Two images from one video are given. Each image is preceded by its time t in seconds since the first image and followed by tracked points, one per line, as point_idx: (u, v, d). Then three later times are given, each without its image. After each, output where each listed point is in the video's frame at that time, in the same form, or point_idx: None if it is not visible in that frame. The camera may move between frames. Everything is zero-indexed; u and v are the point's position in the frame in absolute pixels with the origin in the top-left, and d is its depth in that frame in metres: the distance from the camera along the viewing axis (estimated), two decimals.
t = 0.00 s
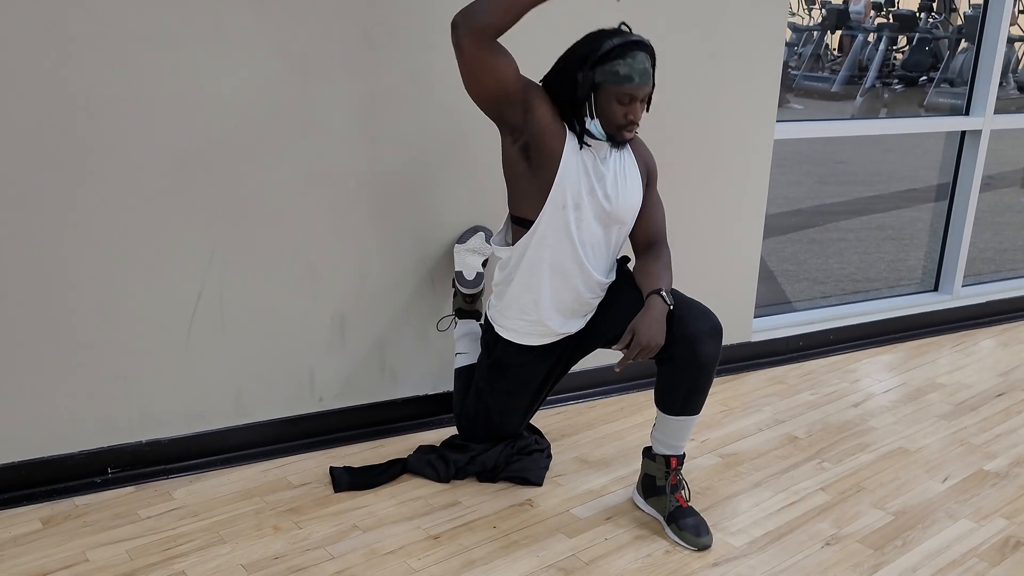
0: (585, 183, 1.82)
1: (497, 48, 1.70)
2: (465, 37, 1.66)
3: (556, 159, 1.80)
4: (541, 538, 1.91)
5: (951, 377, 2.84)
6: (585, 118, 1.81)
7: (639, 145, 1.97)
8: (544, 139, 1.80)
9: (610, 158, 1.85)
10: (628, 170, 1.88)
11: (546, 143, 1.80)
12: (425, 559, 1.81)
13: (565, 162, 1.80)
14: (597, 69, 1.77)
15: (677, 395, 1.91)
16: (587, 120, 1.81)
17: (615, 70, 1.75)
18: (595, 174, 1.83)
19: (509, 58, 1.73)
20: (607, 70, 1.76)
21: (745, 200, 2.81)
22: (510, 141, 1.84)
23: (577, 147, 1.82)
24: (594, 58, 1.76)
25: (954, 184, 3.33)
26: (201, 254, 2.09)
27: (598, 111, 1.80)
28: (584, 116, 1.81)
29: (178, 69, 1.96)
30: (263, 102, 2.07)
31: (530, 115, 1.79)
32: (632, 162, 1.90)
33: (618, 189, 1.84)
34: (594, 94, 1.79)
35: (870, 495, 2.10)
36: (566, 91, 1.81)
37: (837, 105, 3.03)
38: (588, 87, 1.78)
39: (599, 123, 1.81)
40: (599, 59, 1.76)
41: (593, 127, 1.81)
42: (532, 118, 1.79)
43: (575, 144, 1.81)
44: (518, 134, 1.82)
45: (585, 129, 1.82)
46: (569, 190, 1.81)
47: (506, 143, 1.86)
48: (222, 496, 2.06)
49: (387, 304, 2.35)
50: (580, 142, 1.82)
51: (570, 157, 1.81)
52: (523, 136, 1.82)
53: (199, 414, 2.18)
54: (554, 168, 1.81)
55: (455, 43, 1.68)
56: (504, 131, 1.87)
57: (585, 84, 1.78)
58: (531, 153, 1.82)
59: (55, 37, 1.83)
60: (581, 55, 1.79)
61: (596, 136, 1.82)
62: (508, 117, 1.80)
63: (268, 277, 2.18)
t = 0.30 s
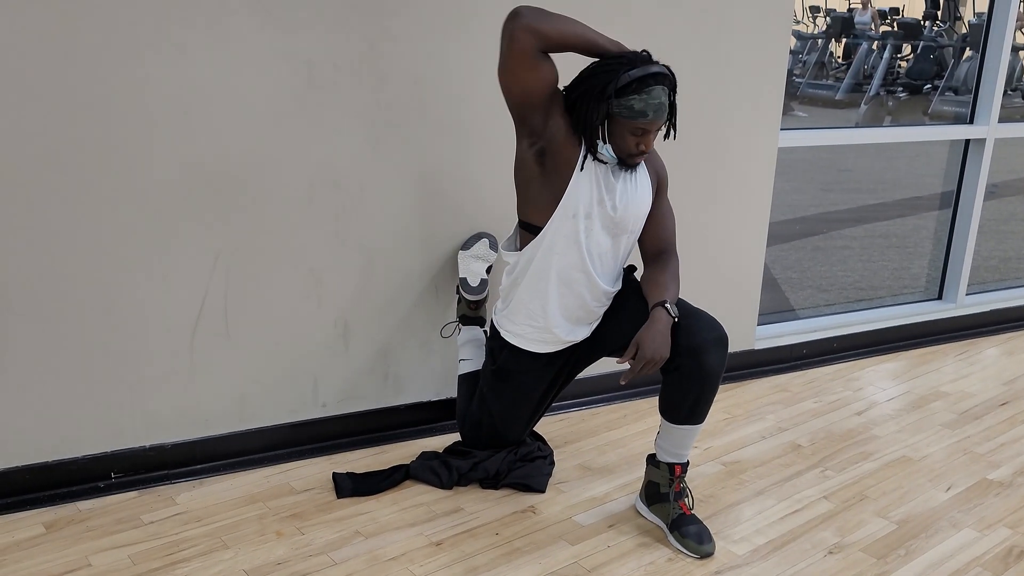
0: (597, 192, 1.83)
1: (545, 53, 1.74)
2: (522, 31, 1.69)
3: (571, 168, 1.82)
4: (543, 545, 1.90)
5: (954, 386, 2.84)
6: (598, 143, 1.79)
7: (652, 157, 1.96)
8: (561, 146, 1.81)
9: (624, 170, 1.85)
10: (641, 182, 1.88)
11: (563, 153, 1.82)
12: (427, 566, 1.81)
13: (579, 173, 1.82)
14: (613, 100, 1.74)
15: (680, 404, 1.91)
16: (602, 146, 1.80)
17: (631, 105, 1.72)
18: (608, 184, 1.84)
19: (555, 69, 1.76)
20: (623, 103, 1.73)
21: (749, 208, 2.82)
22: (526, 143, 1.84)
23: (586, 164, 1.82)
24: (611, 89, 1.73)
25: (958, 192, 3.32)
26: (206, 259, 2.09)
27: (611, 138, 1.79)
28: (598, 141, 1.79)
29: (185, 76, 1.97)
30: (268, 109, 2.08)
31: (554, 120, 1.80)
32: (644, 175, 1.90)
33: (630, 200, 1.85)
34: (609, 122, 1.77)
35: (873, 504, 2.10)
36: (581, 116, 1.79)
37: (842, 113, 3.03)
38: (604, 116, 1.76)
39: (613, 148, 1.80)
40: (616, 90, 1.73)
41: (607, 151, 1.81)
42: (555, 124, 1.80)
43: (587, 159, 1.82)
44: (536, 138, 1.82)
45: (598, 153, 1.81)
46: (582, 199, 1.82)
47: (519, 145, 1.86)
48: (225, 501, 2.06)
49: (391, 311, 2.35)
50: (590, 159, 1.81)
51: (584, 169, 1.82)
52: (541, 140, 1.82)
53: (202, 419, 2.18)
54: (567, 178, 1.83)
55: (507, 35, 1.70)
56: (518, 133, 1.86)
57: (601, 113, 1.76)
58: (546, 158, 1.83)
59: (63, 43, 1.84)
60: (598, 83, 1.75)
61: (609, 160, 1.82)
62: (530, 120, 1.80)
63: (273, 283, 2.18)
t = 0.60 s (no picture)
0: (606, 197, 1.84)
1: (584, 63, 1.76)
2: (576, 39, 1.69)
3: (587, 172, 1.82)
4: (544, 548, 1.90)
5: (956, 391, 2.84)
6: (603, 135, 1.82)
7: (657, 163, 1.97)
8: (579, 151, 1.82)
9: (631, 176, 1.87)
10: (648, 189, 1.89)
11: (578, 158, 1.82)
12: (427, 568, 1.81)
13: (591, 179, 1.82)
14: (619, 86, 1.76)
15: (681, 408, 1.90)
16: (607, 137, 1.82)
17: (637, 89, 1.74)
18: (616, 190, 1.85)
19: (588, 79, 1.79)
20: (629, 88, 1.75)
21: (752, 211, 2.82)
22: (541, 145, 1.84)
23: (602, 164, 1.84)
24: (617, 76, 1.75)
25: (961, 195, 3.30)
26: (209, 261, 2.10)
27: (617, 130, 1.81)
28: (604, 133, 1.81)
29: (188, 78, 1.97)
30: (270, 111, 2.08)
31: (576, 127, 1.82)
32: (651, 181, 1.91)
33: (637, 206, 1.86)
34: (615, 111, 1.79)
35: (874, 509, 2.10)
36: (590, 107, 1.81)
37: (844, 117, 3.04)
38: (611, 103, 1.78)
39: (618, 139, 1.81)
40: (622, 76, 1.75)
41: (611, 143, 1.82)
42: (576, 131, 1.82)
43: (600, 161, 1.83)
44: (553, 140, 1.83)
45: (603, 144, 1.83)
46: (591, 203, 1.83)
47: (534, 148, 1.86)
48: (225, 503, 2.06)
49: (394, 313, 2.35)
50: (605, 161, 1.84)
51: (595, 174, 1.82)
52: (560, 145, 1.83)
53: (204, 421, 2.18)
54: (578, 183, 1.83)
55: (558, 40, 1.69)
56: (533, 136, 1.86)
57: (607, 100, 1.78)
58: (562, 163, 1.84)
59: (67, 45, 1.85)
60: (604, 72, 1.78)
61: (614, 152, 1.82)
62: (553, 123, 1.81)
63: (275, 285, 2.19)
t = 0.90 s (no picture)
0: (609, 197, 1.84)
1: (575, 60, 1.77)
2: (567, 34, 1.72)
3: (588, 168, 1.82)
4: (547, 549, 1.90)
5: (961, 392, 2.83)
6: (602, 127, 1.81)
7: (657, 159, 1.97)
8: (579, 149, 1.82)
9: (631, 175, 1.87)
10: (649, 187, 1.89)
11: (579, 156, 1.82)
12: (431, 569, 1.81)
13: (592, 177, 1.82)
14: (611, 74, 1.77)
15: (688, 408, 1.90)
16: (606, 129, 1.82)
17: (628, 73, 1.76)
18: (618, 189, 1.85)
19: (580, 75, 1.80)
20: (621, 74, 1.76)
21: (756, 212, 2.81)
22: (541, 146, 1.84)
23: (602, 160, 1.83)
24: (607, 65, 1.77)
25: (966, 195, 3.31)
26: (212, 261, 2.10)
27: (615, 119, 1.80)
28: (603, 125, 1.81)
29: (192, 78, 1.98)
30: (274, 111, 2.08)
31: (573, 124, 1.82)
32: (651, 179, 1.91)
33: (639, 205, 1.87)
34: (610, 101, 1.79)
35: (879, 510, 2.09)
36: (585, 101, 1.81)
37: (848, 118, 3.03)
38: (605, 94, 1.79)
39: (617, 129, 1.81)
40: (611, 65, 1.77)
41: (611, 134, 1.82)
42: (573, 128, 1.82)
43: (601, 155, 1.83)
44: (553, 140, 1.82)
45: (603, 137, 1.82)
46: (594, 203, 1.83)
47: (534, 149, 1.85)
48: (229, 503, 2.06)
49: (397, 313, 2.36)
50: (605, 157, 1.83)
51: (596, 172, 1.83)
52: (559, 143, 1.82)
53: (207, 420, 2.18)
54: (580, 181, 1.83)
55: (550, 36, 1.71)
56: (532, 138, 1.85)
57: (601, 91, 1.78)
58: (563, 162, 1.83)
59: (73, 45, 1.85)
60: (593, 65, 1.79)
61: (616, 143, 1.82)
62: (551, 122, 1.80)
63: (279, 285, 2.19)
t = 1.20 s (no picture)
0: (615, 197, 1.83)
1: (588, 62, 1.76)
2: (582, 37, 1.70)
3: (595, 171, 1.82)
4: (552, 549, 1.89)
5: (967, 393, 2.82)
6: (610, 130, 1.82)
7: (667, 161, 1.96)
8: (586, 150, 1.81)
9: (638, 177, 1.86)
10: (656, 189, 1.88)
11: (587, 159, 1.81)
12: (435, 568, 1.80)
13: (599, 177, 1.82)
14: (621, 78, 1.76)
15: (694, 408, 1.90)
16: (615, 133, 1.82)
17: (638, 78, 1.75)
18: (624, 190, 1.84)
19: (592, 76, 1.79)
20: (631, 78, 1.76)
21: (762, 212, 2.80)
22: (549, 146, 1.83)
23: (609, 162, 1.83)
24: (618, 68, 1.76)
25: (973, 197, 3.31)
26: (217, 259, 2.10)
27: (624, 123, 1.80)
28: (611, 128, 1.81)
29: (197, 76, 1.97)
30: (279, 110, 2.08)
31: (583, 126, 1.81)
32: (659, 180, 1.90)
33: (645, 207, 1.86)
34: (619, 104, 1.79)
35: (885, 511, 2.08)
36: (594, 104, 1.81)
37: (855, 117, 3.02)
38: (615, 97, 1.78)
39: (625, 134, 1.81)
40: (622, 68, 1.76)
41: (619, 138, 1.82)
42: (583, 129, 1.81)
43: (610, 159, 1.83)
44: (562, 141, 1.82)
45: (611, 140, 1.82)
46: (600, 203, 1.82)
47: (542, 147, 1.85)
48: (233, 502, 2.06)
49: (402, 312, 2.35)
50: (612, 158, 1.83)
51: (603, 173, 1.82)
52: (567, 144, 1.82)
53: (212, 419, 2.18)
54: (588, 181, 1.82)
55: (565, 38, 1.70)
56: (541, 136, 1.85)
57: (611, 94, 1.78)
58: (569, 163, 1.82)
59: (77, 42, 1.85)
60: (605, 67, 1.78)
61: (623, 146, 1.82)
62: (560, 123, 1.80)
63: (283, 284, 2.19)
